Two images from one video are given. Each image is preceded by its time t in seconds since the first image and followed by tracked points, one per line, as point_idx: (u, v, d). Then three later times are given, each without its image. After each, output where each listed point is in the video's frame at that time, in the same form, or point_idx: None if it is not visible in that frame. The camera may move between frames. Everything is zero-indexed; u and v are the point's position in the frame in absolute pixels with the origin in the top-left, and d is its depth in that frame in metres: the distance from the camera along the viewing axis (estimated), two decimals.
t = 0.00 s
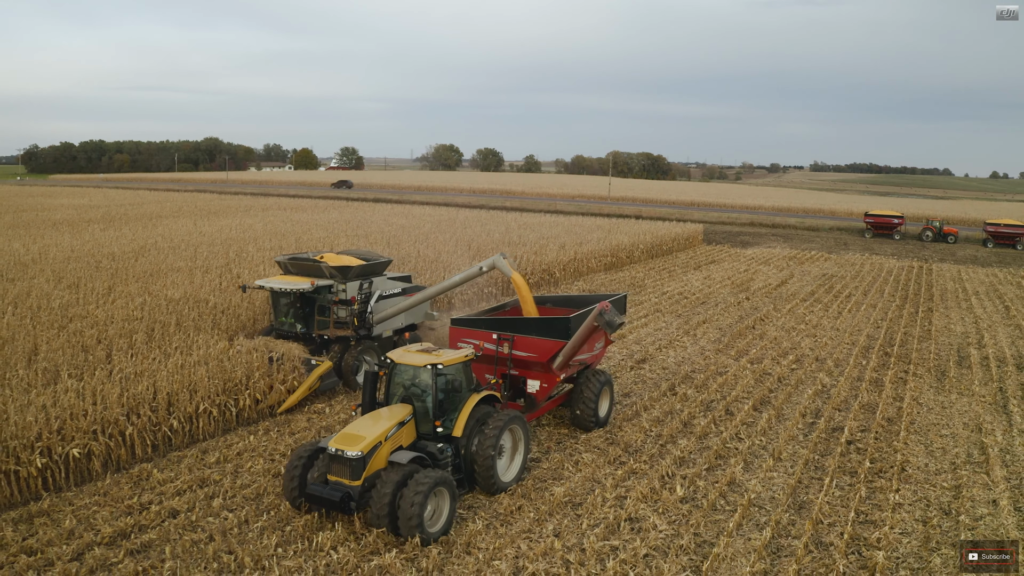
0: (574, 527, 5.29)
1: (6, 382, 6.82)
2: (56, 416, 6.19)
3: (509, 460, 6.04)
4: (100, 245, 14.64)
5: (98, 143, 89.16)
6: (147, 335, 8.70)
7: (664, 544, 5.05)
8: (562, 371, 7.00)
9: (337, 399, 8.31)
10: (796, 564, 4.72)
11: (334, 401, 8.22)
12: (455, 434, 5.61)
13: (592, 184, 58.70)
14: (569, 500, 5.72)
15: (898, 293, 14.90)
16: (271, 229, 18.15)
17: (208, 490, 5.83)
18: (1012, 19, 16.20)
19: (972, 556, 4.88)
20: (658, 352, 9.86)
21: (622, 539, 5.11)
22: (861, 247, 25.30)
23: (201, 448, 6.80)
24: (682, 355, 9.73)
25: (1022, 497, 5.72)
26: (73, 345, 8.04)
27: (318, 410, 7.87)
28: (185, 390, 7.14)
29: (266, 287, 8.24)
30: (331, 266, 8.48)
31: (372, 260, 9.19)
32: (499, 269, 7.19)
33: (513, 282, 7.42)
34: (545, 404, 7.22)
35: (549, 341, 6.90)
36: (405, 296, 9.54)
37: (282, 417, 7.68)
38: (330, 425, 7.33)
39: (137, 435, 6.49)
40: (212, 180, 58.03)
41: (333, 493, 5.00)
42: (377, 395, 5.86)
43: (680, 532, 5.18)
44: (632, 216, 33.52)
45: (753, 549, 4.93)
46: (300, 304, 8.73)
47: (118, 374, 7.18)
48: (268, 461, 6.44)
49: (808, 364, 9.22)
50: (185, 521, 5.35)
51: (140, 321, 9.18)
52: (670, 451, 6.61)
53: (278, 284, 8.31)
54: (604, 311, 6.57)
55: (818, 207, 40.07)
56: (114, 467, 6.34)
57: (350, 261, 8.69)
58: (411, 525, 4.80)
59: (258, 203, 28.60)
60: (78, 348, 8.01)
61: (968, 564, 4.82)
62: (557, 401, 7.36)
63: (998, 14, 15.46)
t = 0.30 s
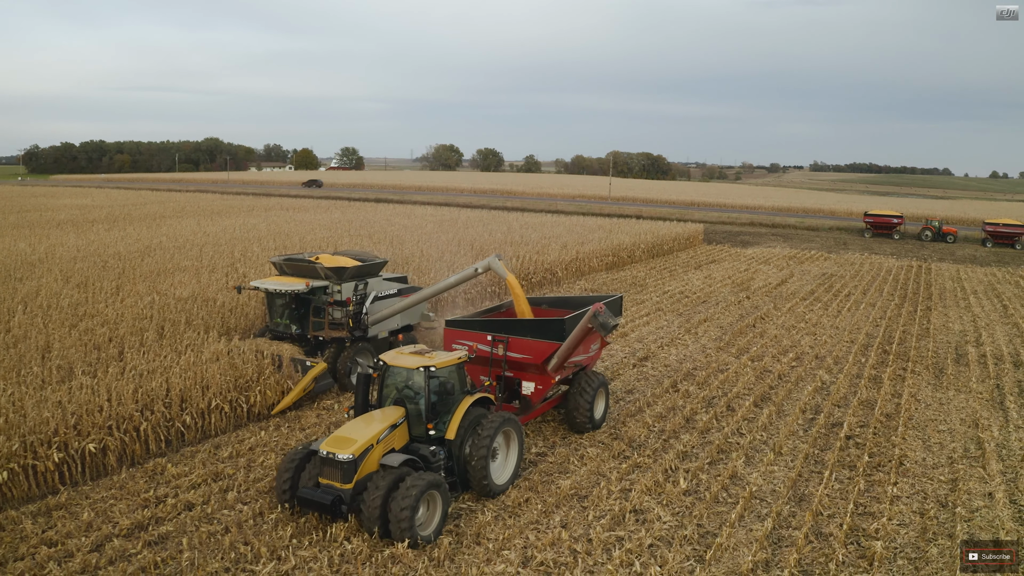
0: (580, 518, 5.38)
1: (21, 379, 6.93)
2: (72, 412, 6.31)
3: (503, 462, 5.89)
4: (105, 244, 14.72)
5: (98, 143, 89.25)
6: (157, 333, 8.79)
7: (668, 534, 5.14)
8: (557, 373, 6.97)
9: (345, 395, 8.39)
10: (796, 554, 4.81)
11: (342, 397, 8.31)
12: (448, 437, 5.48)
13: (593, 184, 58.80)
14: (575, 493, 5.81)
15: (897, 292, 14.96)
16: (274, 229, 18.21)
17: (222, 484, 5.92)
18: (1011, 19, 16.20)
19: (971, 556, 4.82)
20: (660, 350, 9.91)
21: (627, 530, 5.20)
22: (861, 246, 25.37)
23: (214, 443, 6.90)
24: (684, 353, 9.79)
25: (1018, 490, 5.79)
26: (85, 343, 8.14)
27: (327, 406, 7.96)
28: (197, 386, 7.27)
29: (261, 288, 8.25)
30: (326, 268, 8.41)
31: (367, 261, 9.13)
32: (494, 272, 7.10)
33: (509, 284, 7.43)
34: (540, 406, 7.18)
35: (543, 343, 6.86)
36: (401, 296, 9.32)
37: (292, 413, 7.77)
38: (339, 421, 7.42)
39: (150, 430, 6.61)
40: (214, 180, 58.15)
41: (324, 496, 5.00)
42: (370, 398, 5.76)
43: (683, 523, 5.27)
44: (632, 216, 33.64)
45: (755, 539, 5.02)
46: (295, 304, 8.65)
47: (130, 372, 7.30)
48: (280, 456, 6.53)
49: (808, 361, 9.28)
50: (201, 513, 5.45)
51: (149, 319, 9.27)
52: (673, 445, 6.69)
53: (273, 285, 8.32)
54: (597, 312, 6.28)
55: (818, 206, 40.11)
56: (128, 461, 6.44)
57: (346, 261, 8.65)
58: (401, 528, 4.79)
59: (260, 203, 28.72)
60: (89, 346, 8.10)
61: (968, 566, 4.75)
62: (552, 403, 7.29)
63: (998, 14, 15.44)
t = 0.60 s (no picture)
0: (587, 511, 5.47)
1: (36, 376, 7.03)
2: (88, 409, 6.41)
3: (497, 466, 5.86)
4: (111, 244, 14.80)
5: (99, 144, 89.34)
6: (168, 331, 8.88)
7: (673, 526, 5.22)
8: (554, 374, 6.91)
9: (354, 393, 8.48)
10: (798, 545, 4.89)
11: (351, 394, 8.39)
12: (442, 440, 5.46)
13: (593, 184, 58.96)
14: (582, 487, 5.90)
15: (897, 291, 15.03)
16: (278, 229, 18.29)
17: (237, 478, 6.02)
18: (1012, 19, 16.19)
19: (972, 555, 4.83)
20: (663, 348, 9.97)
21: (634, 522, 5.29)
22: (861, 246, 25.44)
23: (227, 439, 7.00)
24: (686, 350, 9.85)
25: (1015, 483, 5.86)
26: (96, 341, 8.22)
27: (337, 403, 8.05)
28: (210, 382, 7.36)
29: (257, 289, 7.96)
30: (322, 269, 8.24)
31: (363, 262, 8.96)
32: (491, 273, 7.00)
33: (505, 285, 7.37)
34: (536, 408, 7.11)
35: (539, 345, 6.78)
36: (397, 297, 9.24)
37: (302, 409, 7.87)
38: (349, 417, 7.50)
39: (165, 426, 6.71)
40: (215, 180, 58.26)
41: (317, 500, 4.95)
42: (363, 401, 5.67)
43: (688, 515, 5.36)
44: (632, 216, 33.76)
45: (758, 531, 5.11)
46: (291, 306, 8.52)
47: (143, 369, 7.40)
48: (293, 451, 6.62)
49: (809, 359, 9.34)
50: (217, 506, 5.55)
51: (159, 317, 9.34)
52: (677, 440, 6.76)
53: (270, 287, 8.05)
54: (594, 314, 6.29)
55: (819, 206, 40.15)
56: (143, 457, 6.55)
57: (342, 262, 8.48)
58: (394, 531, 4.73)
59: (262, 203, 28.80)
60: (100, 344, 8.18)
61: (969, 564, 4.75)
62: (550, 404, 7.22)
63: (999, 14, 15.44)
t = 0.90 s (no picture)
0: (595, 504, 5.54)
1: (51, 373, 7.10)
2: (103, 406, 6.50)
3: (493, 469, 5.80)
4: (117, 244, 14.88)
5: (100, 144, 89.40)
6: (178, 330, 8.96)
7: (679, 518, 5.30)
8: (550, 376, 6.79)
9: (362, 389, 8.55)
10: (802, 536, 4.96)
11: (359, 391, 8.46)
12: (436, 443, 5.40)
13: (594, 184, 59.06)
14: (589, 481, 5.97)
15: (897, 290, 15.10)
16: (282, 229, 18.35)
17: (250, 473, 6.10)
18: (1012, 19, 16.21)
19: (971, 556, 4.74)
20: (666, 346, 10.02)
21: (640, 515, 5.37)
22: (861, 246, 25.50)
23: (239, 435, 7.09)
24: (689, 349, 9.91)
25: (1013, 478, 5.92)
26: (106, 339, 8.28)
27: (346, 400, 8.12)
28: (222, 379, 7.45)
29: (251, 291, 7.99)
30: (318, 270, 8.20)
31: (359, 263, 8.93)
32: (487, 274, 7.05)
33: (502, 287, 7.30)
34: (533, 410, 7.01)
35: (535, 346, 6.67)
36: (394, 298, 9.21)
37: (312, 406, 7.95)
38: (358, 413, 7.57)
39: (179, 422, 6.79)
40: (216, 181, 58.36)
41: (309, 503, 4.89)
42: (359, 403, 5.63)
43: (693, 509, 5.43)
44: (633, 216, 33.85)
45: (762, 523, 5.18)
46: (287, 306, 8.45)
47: (156, 367, 7.48)
48: (304, 446, 6.70)
49: (810, 357, 9.40)
50: (232, 500, 5.62)
51: (168, 315, 9.42)
52: (681, 436, 6.83)
53: (265, 288, 8.09)
54: (589, 317, 6.49)
55: (819, 206, 40.18)
56: (157, 453, 6.63)
57: (338, 263, 8.44)
58: (388, 535, 4.69)
59: (265, 203, 28.86)
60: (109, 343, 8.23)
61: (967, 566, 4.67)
62: (546, 407, 7.19)
63: (999, 14, 15.47)
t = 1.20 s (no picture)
0: (603, 498, 5.62)
1: (65, 370, 7.18)
2: (119, 402, 6.59)
3: (488, 471, 5.70)
4: (123, 244, 14.94)
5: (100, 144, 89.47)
6: (188, 328, 9.04)
7: (685, 511, 5.37)
8: (547, 379, 6.70)
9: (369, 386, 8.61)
10: (805, 529, 5.03)
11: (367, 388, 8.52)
12: (431, 446, 5.31)
13: (598, 185, 59.23)
14: (597, 476, 6.05)
15: (897, 289, 15.16)
16: (286, 229, 18.41)
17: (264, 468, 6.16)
18: (1012, 19, 16.24)
19: (972, 555, 4.74)
20: (669, 345, 10.08)
21: (647, 508, 5.44)
22: (861, 246, 25.55)
23: (252, 431, 7.15)
24: (692, 347, 9.96)
25: (1012, 473, 5.98)
26: (117, 337, 8.36)
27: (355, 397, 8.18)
28: (234, 376, 7.52)
29: (246, 291, 7.94)
30: (313, 270, 8.18)
31: (355, 264, 8.85)
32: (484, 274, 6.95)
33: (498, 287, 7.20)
34: (530, 412, 6.93)
35: (532, 349, 6.58)
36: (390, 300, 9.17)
37: (321, 403, 8.02)
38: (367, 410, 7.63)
39: (192, 419, 6.86)
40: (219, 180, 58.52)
41: (301, 507, 4.79)
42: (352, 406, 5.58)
43: (698, 502, 5.51)
44: (634, 216, 33.92)
45: (766, 516, 5.25)
46: (282, 308, 8.49)
47: (168, 364, 7.55)
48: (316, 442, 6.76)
49: (812, 355, 9.45)
50: (247, 495, 5.68)
51: (177, 314, 9.49)
52: (686, 432, 6.89)
53: (259, 288, 8.04)
54: (586, 319, 6.24)
55: (820, 206, 40.19)
56: (170, 449, 6.70)
57: (333, 264, 8.38)
58: (382, 540, 4.60)
59: (268, 203, 28.92)
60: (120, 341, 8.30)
61: (968, 565, 4.66)
62: (543, 409, 7.05)
63: (999, 14, 15.51)
